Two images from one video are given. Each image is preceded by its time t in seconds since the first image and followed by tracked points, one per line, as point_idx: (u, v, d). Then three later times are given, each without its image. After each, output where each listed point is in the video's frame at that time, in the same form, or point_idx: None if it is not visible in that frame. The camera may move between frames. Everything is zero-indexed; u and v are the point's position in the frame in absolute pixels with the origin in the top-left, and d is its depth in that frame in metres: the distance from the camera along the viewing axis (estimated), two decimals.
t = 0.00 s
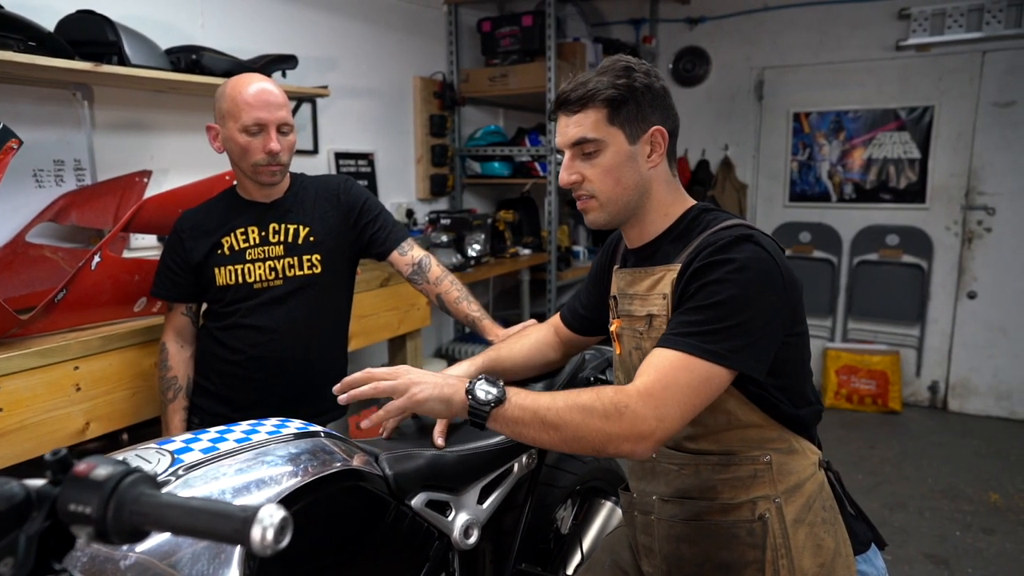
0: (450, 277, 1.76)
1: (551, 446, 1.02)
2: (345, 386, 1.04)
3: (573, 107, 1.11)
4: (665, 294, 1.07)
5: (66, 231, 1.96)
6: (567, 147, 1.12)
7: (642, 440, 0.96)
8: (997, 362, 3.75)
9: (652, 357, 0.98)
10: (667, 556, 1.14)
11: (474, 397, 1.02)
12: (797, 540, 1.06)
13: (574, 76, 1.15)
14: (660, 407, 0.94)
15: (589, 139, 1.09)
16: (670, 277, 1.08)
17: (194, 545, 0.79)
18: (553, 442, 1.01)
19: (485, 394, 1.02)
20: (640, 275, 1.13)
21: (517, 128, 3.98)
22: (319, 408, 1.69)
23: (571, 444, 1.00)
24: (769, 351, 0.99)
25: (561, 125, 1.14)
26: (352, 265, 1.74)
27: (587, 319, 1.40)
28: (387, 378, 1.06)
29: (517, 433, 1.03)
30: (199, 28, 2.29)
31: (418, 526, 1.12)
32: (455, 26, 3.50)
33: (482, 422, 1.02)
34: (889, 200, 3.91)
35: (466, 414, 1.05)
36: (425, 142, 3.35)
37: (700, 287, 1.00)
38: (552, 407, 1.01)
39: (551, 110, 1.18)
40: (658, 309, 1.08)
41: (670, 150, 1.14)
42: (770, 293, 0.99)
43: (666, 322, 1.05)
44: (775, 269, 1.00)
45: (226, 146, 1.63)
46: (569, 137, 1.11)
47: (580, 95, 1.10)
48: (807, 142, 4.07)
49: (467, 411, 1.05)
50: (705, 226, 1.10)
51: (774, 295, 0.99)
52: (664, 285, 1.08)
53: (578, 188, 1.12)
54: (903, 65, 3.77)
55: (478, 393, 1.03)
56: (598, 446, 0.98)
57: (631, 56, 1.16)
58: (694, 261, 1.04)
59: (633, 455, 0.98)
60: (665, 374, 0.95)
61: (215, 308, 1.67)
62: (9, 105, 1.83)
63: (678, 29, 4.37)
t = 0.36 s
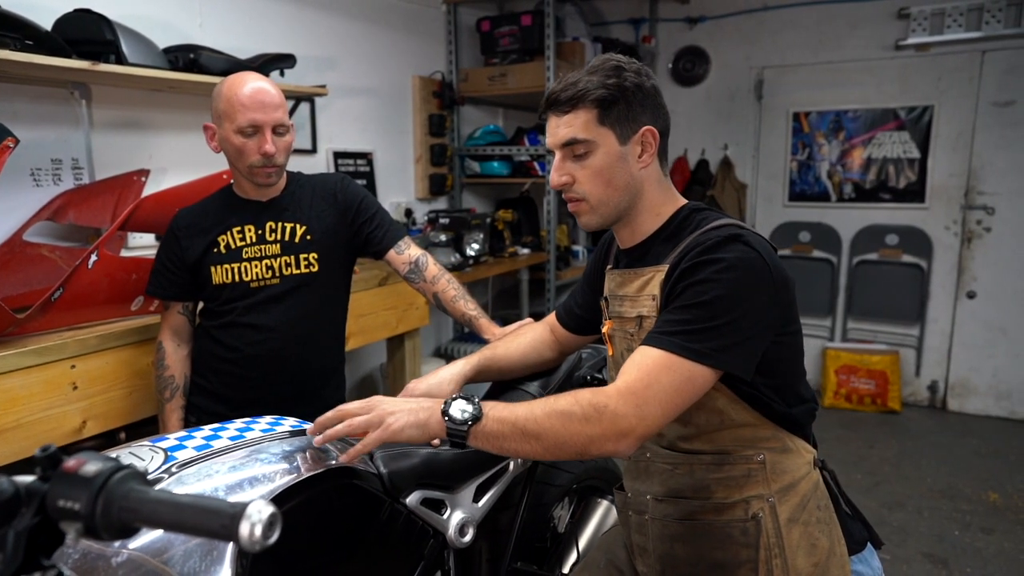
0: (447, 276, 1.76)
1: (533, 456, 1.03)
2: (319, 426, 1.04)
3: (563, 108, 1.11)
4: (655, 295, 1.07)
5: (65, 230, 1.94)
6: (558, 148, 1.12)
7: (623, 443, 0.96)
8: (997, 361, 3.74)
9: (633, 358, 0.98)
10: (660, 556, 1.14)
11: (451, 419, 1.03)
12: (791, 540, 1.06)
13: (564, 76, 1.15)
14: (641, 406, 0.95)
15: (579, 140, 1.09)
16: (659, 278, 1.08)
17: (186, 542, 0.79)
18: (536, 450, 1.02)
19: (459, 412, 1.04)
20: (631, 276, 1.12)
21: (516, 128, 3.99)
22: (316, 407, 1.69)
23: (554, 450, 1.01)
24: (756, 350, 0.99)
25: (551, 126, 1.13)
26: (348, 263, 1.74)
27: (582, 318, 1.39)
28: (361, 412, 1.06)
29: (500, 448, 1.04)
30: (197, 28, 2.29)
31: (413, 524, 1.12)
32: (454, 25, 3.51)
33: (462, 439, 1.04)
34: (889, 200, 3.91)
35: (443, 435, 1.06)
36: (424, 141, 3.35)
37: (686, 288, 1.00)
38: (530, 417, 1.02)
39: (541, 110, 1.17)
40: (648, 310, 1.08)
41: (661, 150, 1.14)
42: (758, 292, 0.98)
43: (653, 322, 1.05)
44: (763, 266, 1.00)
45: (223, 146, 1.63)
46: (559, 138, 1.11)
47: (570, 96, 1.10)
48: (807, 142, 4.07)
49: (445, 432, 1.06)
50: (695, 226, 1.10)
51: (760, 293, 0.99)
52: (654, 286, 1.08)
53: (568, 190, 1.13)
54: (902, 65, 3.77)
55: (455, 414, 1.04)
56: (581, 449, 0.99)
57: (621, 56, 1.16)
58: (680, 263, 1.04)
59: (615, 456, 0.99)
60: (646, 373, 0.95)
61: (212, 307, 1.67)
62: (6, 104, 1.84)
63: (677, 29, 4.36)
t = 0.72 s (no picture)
0: (444, 275, 1.75)
1: (524, 456, 1.02)
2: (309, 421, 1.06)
3: (563, 101, 1.10)
4: (650, 293, 1.07)
5: (61, 228, 1.96)
6: (556, 142, 1.12)
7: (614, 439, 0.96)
8: (997, 361, 3.74)
9: (628, 355, 0.98)
10: (656, 555, 1.13)
11: (441, 421, 1.03)
12: (786, 539, 1.06)
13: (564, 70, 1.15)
14: (633, 403, 0.95)
15: (578, 134, 1.09)
16: (654, 276, 1.07)
17: (179, 539, 0.79)
18: (527, 450, 1.02)
19: (452, 415, 1.03)
20: (626, 274, 1.12)
21: (515, 127, 3.99)
22: (313, 406, 1.69)
23: (545, 449, 1.01)
24: (751, 348, 0.99)
25: (550, 119, 1.13)
26: (345, 262, 1.74)
27: (579, 317, 1.39)
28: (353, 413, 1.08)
29: (490, 450, 1.03)
30: (195, 27, 2.29)
31: (409, 522, 1.12)
32: (453, 24, 3.50)
33: (452, 444, 1.03)
34: (888, 200, 3.91)
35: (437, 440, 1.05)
36: (423, 141, 3.35)
37: (679, 286, 1.00)
38: (520, 417, 1.02)
39: (540, 103, 1.17)
40: (644, 308, 1.08)
41: (660, 147, 1.14)
42: (752, 291, 0.98)
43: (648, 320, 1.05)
44: (759, 265, 0.99)
45: (219, 145, 1.63)
46: (558, 131, 1.11)
47: (570, 89, 1.09)
48: (806, 141, 4.06)
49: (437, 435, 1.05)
50: (692, 224, 1.10)
51: (756, 292, 0.98)
52: (650, 283, 1.08)
53: (566, 183, 1.12)
54: (902, 64, 3.76)
55: (445, 417, 1.03)
56: (572, 447, 0.99)
57: (622, 51, 1.16)
58: (675, 261, 1.04)
59: (607, 453, 0.99)
60: (639, 370, 0.95)
61: (209, 306, 1.67)
62: (4, 103, 1.84)
63: (676, 28, 4.36)
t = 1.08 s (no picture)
0: (441, 274, 1.75)
1: (515, 456, 1.02)
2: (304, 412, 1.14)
3: (561, 98, 1.10)
4: (645, 293, 1.07)
5: (59, 227, 1.96)
6: (554, 139, 1.11)
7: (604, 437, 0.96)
8: (997, 361, 3.73)
9: (620, 352, 0.98)
10: (651, 555, 1.13)
11: (433, 422, 1.02)
12: (781, 537, 1.05)
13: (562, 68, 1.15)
14: (623, 400, 0.95)
15: (577, 131, 1.08)
16: (648, 276, 1.07)
17: (172, 538, 0.78)
18: (518, 449, 1.01)
19: (444, 416, 1.03)
20: (621, 274, 1.12)
21: (515, 126, 3.98)
22: (310, 405, 1.69)
23: (535, 449, 1.00)
24: (744, 347, 0.98)
25: (547, 116, 1.12)
26: (342, 262, 1.74)
27: (575, 317, 1.39)
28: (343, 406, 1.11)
29: (483, 450, 1.03)
30: (194, 26, 2.29)
31: (404, 522, 1.12)
32: (453, 24, 3.50)
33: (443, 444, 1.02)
34: (888, 200, 3.90)
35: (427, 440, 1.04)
36: (422, 140, 3.35)
37: (673, 284, 1.00)
38: (511, 416, 1.02)
39: (536, 101, 1.16)
40: (638, 308, 1.08)
41: (657, 146, 1.14)
42: (746, 290, 0.98)
43: (641, 319, 1.04)
44: (753, 264, 0.99)
45: (215, 143, 1.63)
46: (555, 129, 1.10)
47: (568, 87, 1.09)
48: (806, 141, 4.06)
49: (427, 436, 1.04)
50: (686, 224, 1.10)
51: (749, 291, 0.98)
52: (645, 283, 1.08)
53: (564, 181, 1.11)
54: (902, 63, 3.76)
55: (437, 417, 1.03)
56: (563, 445, 0.99)
57: (620, 51, 1.15)
58: (669, 261, 1.04)
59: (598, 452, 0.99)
60: (631, 368, 0.95)
61: (206, 306, 1.67)
62: (2, 102, 1.84)
63: (676, 28, 4.36)
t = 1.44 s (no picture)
0: (439, 274, 1.75)
1: (505, 434, 1.02)
2: (298, 376, 1.06)
3: (560, 99, 1.09)
4: (642, 293, 1.07)
5: (58, 228, 1.93)
6: (553, 140, 1.10)
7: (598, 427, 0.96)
8: (997, 361, 3.73)
9: (619, 346, 0.98)
10: (648, 556, 1.13)
11: (430, 386, 1.02)
12: (778, 539, 1.05)
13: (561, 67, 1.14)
14: (620, 394, 0.94)
15: (576, 132, 1.08)
16: (646, 274, 1.07)
17: (166, 540, 0.78)
18: (508, 428, 1.01)
19: (440, 382, 1.03)
20: (619, 274, 1.12)
21: (515, 126, 3.98)
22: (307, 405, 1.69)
23: (527, 430, 1.00)
24: (742, 347, 0.98)
25: (546, 116, 1.11)
26: (340, 262, 1.74)
27: (573, 317, 1.39)
28: (342, 369, 1.08)
29: (474, 422, 1.03)
30: (193, 26, 2.29)
31: (400, 523, 1.12)
32: (453, 24, 3.50)
33: (436, 412, 1.02)
34: (889, 200, 3.90)
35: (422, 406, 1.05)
36: (422, 141, 3.35)
37: (672, 280, 0.99)
38: (508, 394, 1.01)
39: (535, 100, 1.16)
40: (636, 308, 1.08)
41: (656, 146, 1.14)
42: (745, 290, 0.98)
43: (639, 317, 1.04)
44: (752, 263, 0.99)
45: (212, 143, 1.62)
46: (554, 129, 1.09)
47: (568, 87, 1.08)
48: (807, 141, 4.05)
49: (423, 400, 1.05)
50: (685, 223, 1.10)
51: (748, 290, 0.98)
52: (642, 282, 1.07)
53: (564, 181, 1.10)
54: (902, 63, 3.75)
55: (435, 382, 1.03)
56: (556, 432, 0.98)
57: (619, 51, 1.15)
58: (668, 257, 1.04)
59: (591, 443, 0.98)
60: (630, 362, 0.95)
61: (204, 306, 1.67)
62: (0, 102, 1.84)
63: (677, 28, 4.36)
